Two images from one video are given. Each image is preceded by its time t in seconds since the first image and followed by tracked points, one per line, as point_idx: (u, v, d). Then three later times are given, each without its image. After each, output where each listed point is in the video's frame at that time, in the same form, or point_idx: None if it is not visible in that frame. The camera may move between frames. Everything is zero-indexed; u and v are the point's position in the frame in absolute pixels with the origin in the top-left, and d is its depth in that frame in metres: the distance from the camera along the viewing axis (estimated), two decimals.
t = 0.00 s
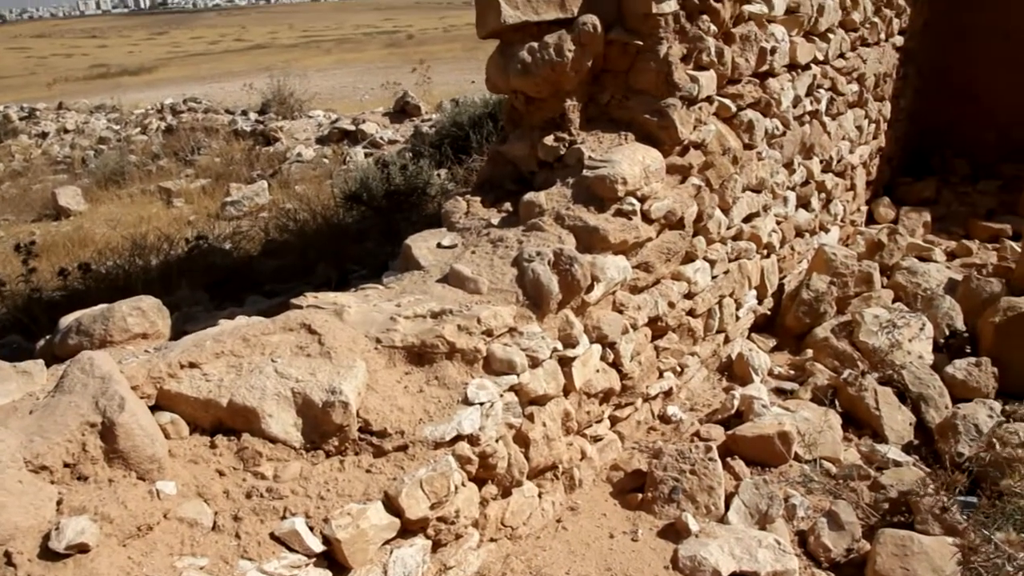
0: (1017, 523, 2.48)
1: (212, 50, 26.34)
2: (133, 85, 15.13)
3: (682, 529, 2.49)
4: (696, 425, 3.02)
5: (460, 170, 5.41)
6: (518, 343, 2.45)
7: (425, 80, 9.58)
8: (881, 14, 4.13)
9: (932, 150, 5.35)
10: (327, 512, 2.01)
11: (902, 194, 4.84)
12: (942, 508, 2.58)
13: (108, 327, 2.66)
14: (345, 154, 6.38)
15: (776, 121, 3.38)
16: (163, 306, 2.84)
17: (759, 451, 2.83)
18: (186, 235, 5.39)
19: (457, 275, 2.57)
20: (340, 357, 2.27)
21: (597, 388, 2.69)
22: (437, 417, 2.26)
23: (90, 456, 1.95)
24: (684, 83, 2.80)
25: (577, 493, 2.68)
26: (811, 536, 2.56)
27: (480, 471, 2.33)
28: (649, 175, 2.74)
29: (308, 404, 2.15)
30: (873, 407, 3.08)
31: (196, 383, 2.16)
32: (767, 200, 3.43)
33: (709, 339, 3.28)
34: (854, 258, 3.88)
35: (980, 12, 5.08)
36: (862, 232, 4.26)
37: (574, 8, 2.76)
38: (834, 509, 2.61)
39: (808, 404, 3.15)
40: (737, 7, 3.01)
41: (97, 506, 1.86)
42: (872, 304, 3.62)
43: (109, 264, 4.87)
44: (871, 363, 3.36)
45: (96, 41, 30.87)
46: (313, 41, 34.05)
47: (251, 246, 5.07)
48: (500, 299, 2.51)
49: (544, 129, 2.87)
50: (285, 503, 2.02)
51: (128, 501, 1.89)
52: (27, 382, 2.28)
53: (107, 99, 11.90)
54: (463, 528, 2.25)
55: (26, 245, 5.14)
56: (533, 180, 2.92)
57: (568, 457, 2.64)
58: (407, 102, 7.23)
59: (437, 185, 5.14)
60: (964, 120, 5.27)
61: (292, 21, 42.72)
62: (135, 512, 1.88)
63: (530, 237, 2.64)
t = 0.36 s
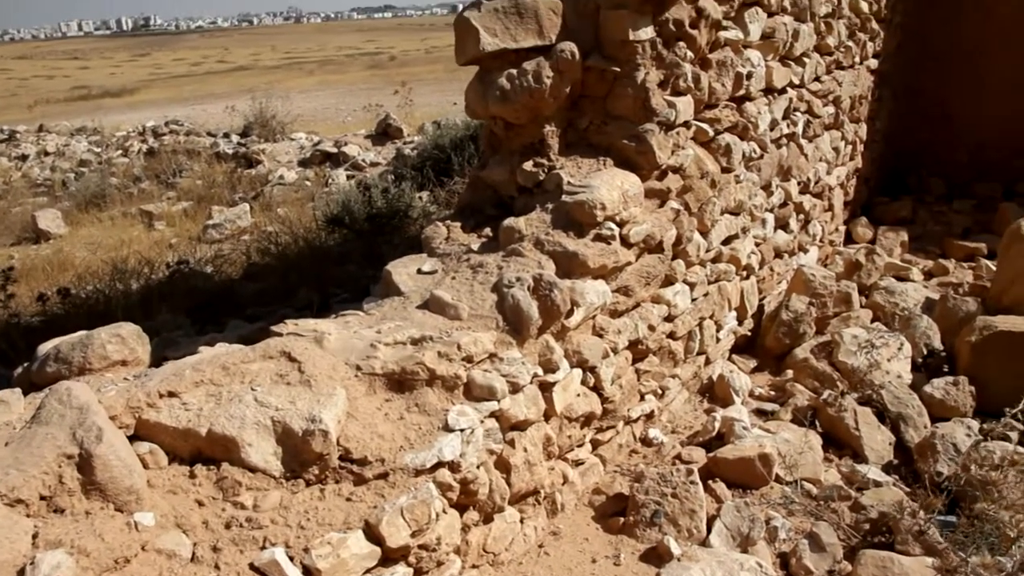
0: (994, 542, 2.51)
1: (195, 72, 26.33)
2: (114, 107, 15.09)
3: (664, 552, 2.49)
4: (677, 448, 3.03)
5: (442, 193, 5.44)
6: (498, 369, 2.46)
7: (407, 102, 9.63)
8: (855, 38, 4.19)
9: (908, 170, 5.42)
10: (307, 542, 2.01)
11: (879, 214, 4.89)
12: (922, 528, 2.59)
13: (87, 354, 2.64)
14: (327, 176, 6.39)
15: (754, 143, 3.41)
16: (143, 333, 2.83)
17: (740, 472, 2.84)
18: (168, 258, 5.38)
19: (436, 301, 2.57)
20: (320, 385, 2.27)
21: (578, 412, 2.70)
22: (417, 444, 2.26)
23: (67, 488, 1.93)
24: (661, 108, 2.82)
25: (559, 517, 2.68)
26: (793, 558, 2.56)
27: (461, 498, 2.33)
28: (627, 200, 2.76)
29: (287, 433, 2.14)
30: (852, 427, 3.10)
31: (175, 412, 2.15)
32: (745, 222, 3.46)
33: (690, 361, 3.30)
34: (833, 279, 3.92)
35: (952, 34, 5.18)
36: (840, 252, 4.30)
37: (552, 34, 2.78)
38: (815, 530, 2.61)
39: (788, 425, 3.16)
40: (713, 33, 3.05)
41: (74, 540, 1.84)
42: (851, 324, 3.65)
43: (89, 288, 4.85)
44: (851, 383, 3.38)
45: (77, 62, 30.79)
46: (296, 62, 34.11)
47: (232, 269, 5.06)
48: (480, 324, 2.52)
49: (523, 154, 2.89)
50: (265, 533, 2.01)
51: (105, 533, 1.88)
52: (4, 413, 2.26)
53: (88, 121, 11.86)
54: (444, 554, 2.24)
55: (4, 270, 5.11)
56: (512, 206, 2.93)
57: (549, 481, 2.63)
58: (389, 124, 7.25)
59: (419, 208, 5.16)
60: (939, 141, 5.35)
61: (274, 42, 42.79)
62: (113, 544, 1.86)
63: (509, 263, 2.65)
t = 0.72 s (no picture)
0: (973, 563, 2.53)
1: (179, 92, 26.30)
2: (97, 128, 15.05)
3: None
4: (660, 471, 3.04)
5: (425, 216, 5.46)
6: (480, 396, 2.46)
7: (391, 124, 9.66)
8: (834, 62, 4.24)
9: (887, 191, 5.48)
10: (288, 571, 1.98)
11: (859, 235, 4.94)
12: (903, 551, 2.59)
13: (67, 381, 2.62)
14: (311, 198, 6.39)
15: (734, 168, 3.43)
16: (124, 358, 2.81)
17: (722, 496, 2.85)
18: (150, 281, 5.35)
19: (418, 327, 2.57)
20: (302, 414, 2.26)
21: (560, 437, 2.70)
22: (399, 471, 2.25)
23: (44, 519, 1.91)
24: (641, 134, 2.84)
25: (542, 542, 2.67)
26: None
27: (444, 524, 2.32)
28: (608, 225, 2.77)
29: (269, 461, 2.13)
30: (834, 449, 3.11)
31: (154, 441, 2.14)
32: (727, 246, 3.47)
33: (672, 384, 3.31)
34: (814, 301, 3.95)
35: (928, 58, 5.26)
36: (821, 274, 4.33)
37: (533, 61, 2.79)
38: (798, 555, 2.62)
39: (770, 448, 3.17)
40: (693, 59, 3.06)
41: (50, 572, 1.82)
42: (832, 345, 3.67)
43: (70, 312, 4.82)
44: (832, 406, 3.39)
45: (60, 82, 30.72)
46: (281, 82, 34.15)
47: (215, 291, 5.04)
48: (462, 350, 2.52)
49: (505, 180, 2.90)
50: (246, 563, 1.97)
51: (82, 564, 1.85)
52: None
53: (70, 142, 11.81)
54: None
55: None
56: (494, 231, 2.95)
57: (532, 507, 2.62)
58: (373, 147, 7.27)
59: (403, 231, 5.17)
60: (917, 163, 5.41)
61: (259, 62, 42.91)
62: None
63: (491, 288, 2.66)
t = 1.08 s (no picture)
0: None
1: (166, 114, 26.29)
2: (82, 149, 15.01)
3: None
4: (644, 497, 3.04)
5: (410, 239, 5.48)
6: (464, 423, 2.46)
7: (376, 148, 9.68)
8: (815, 87, 4.27)
9: (869, 214, 5.54)
10: None
11: (842, 258, 4.97)
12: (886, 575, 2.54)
13: (48, 408, 2.59)
14: (296, 221, 6.39)
15: (716, 193, 3.44)
16: (106, 386, 2.79)
17: (707, 522, 2.84)
18: (134, 305, 5.32)
19: (402, 354, 2.57)
20: (284, 442, 2.24)
21: (544, 463, 2.70)
22: (382, 500, 2.24)
23: (22, 551, 1.88)
24: (623, 161, 2.86)
25: (526, 569, 2.65)
26: None
27: (427, 553, 2.30)
28: (591, 252, 2.78)
29: (250, 491, 2.12)
30: (818, 473, 3.11)
31: (135, 471, 2.13)
32: (710, 270, 3.49)
33: (656, 409, 3.31)
34: (798, 324, 3.97)
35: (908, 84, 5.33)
36: (804, 297, 4.36)
37: (515, 88, 2.80)
38: None
39: (754, 472, 3.18)
40: (675, 86, 3.08)
41: None
42: (815, 369, 3.70)
43: (53, 336, 4.78)
44: (816, 429, 3.41)
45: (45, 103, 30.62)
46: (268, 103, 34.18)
47: (199, 315, 5.02)
48: (446, 378, 2.52)
49: (488, 207, 2.91)
50: None
51: None
52: None
53: (54, 164, 11.76)
54: None
55: None
56: (478, 257, 2.96)
57: (516, 534, 2.61)
58: (358, 170, 7.28)
59: (388, 255, 5.18)
60: (898, 186, 5.47)
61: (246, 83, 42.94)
62: None
63: (475, 315, 2.67)
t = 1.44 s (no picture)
0: None
1: (154, 134, 26.27)
2: (68, 170, 14.97)
3: None
4: (629, 524, 3.03)
5: (396, 263, 5.48)
6: (447, 453, 2.45)
7: (363, 170, 9.70)
8: (797, 114, 4.30)
9: (852, 238, 5.58)
10: None
11: (826, 282, 5.00)
12: None
13: (29, 438, 2.55)
14: (282, 244, 6.39)
15: (699, 220, 3.45)
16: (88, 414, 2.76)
17: (691, 549, 2.83)
18: (118, 329, 5.29)
19: (385, 384, 2.57)
20: (267, 473, 2.23)
21: (528, 491, 2.69)
22: (364, 531, 2.23)
23: None
24: (607, 189, 2.87)
25: None
26: None
27: None
28: (575, 280, 2.78)
29: (232, 522, 2.09)
30: (802, 499, 3.11)
31: (116, 503, 2.11)
32: (694, 296, 3.49)
33: (641, 435, 3.31)
34: (782, 348, 3.98)
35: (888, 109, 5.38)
36: (788, 321, 4.38)
37: (499, 117, 2.81)
38: None
39: (738, 498, 3.18)
40: (658, 114, 3.09)
41: None
42: (799, 393, 3.71)
43: (36, 361, 4.75)
44: (800, 455, 3.41)
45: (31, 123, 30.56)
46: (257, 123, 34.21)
47: (183, 339, 5.00)
48: (429, 408, 2.51)
49: (472, 235, 2.92)
50: None
51: None
52: None
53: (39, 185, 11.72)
54: None
55: None
56: (462, 285, 2.96)
57: (501, 563, 2.59)
58: (345, 193, 7.29)
59: (374, 279, 5.19)
60: (880, 210, 5.52)
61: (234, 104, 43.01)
62: None
63: (458, 344, 2.67)
